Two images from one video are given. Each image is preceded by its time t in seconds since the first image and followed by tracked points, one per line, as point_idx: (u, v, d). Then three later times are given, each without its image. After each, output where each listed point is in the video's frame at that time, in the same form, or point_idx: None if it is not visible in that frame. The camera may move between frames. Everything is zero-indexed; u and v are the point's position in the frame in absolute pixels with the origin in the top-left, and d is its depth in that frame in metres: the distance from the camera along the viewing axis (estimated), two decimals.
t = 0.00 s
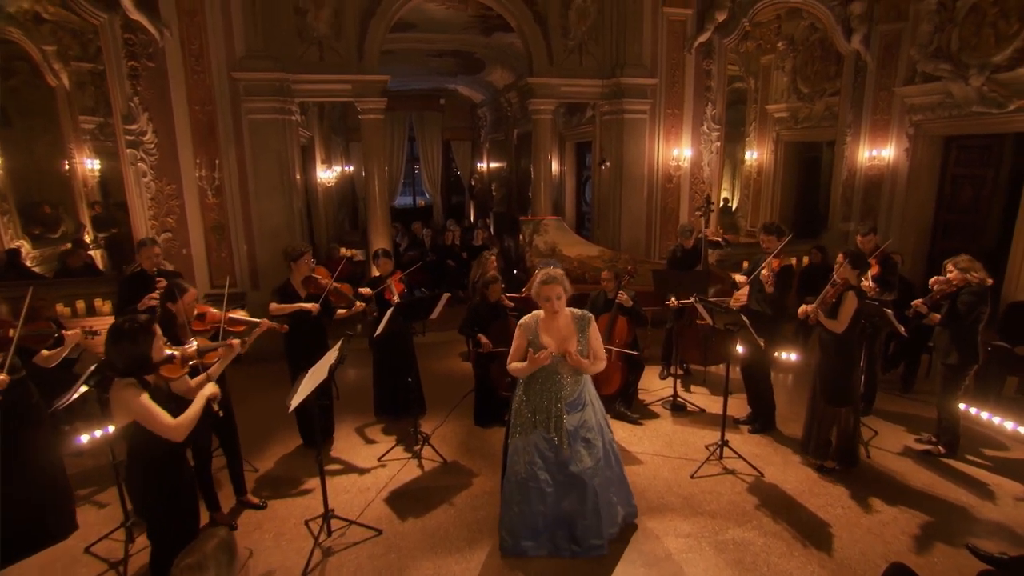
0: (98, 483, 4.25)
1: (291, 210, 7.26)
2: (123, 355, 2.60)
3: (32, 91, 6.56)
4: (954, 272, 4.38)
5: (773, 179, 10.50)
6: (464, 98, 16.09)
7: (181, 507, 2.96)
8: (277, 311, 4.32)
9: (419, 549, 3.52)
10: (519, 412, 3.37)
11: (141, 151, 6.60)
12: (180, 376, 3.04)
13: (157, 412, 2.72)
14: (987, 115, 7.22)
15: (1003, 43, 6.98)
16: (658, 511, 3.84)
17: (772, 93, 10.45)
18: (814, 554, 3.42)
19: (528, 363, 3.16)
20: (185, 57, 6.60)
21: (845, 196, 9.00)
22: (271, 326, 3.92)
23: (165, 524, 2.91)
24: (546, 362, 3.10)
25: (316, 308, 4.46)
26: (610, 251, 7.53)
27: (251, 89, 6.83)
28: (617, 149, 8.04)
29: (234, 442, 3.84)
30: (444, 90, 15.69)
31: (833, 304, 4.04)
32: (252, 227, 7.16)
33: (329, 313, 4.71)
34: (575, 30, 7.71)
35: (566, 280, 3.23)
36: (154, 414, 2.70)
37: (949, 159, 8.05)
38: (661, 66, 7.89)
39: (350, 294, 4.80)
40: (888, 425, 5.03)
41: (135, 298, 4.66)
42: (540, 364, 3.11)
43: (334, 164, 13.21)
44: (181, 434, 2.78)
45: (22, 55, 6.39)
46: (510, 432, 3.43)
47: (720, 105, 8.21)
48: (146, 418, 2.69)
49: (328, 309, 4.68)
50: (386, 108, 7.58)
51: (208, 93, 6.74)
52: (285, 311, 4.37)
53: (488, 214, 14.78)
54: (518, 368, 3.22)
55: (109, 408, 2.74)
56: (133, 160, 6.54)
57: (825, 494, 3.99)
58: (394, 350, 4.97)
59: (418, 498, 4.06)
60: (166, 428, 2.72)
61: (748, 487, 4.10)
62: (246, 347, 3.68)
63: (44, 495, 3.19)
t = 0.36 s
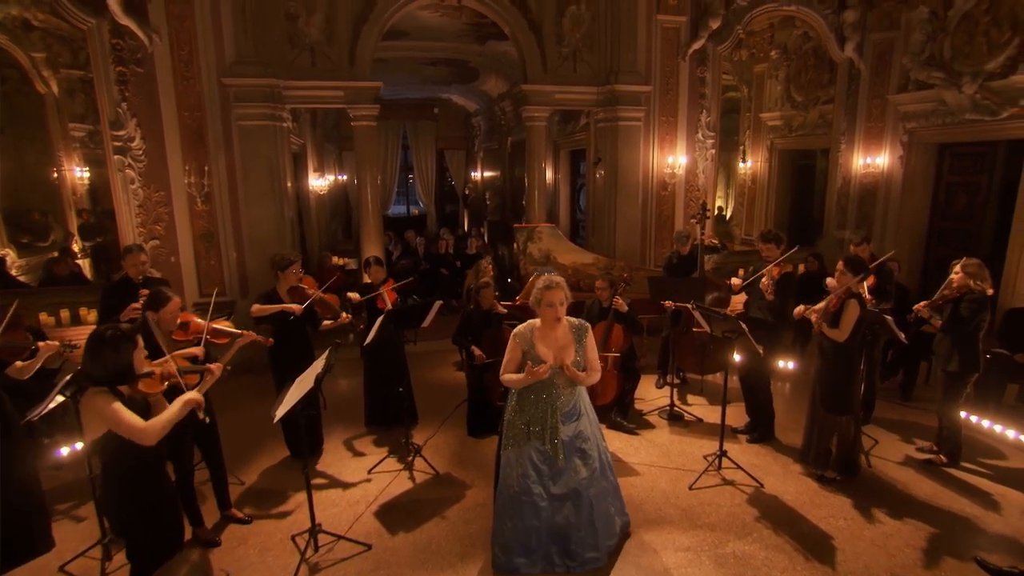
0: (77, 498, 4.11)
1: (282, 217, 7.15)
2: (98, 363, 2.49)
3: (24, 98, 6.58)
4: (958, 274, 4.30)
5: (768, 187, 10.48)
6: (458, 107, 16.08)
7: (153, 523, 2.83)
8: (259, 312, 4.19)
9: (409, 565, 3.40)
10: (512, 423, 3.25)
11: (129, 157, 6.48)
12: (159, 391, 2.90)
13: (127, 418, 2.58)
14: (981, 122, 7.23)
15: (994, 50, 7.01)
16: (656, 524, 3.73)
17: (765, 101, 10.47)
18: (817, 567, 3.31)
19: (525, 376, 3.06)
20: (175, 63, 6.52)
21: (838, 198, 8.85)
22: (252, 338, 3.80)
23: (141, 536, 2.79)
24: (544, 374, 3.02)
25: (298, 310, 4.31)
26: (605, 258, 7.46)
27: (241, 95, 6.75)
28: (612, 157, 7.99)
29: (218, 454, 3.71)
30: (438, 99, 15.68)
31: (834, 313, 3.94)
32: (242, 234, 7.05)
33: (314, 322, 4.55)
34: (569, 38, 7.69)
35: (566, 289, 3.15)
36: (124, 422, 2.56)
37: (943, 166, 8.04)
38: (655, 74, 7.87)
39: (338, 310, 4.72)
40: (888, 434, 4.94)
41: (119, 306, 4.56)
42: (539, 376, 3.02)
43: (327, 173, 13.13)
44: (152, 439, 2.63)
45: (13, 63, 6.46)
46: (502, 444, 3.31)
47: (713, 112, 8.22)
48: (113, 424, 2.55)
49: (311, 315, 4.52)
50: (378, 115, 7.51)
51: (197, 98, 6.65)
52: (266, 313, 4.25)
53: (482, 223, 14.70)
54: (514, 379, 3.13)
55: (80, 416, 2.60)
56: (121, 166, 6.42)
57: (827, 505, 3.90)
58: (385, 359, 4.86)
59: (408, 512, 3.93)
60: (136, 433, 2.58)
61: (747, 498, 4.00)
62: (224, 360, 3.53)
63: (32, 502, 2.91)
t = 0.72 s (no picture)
0: (54, 514, 3.95)
1: (272, 224, 7.03)
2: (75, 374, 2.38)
3: None
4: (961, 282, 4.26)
5: (763, 196, 10.45)
6: (452, 117, 16.04)
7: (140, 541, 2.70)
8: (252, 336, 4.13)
9: None
10: (507, 436, 3.13)
11: (116, 163, 6.35)
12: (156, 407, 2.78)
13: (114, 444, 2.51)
14: (975, 129, 7.23)
15: (987, 58, 7.03)
16: (655, 539, 3.62)
17: (759, 110, 10.47)
18: None
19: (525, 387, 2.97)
20: (164, 68, 6.42)
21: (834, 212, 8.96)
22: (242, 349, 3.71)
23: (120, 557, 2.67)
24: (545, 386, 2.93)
25: (291, 335, 4.24)
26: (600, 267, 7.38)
27: (231, 101, 6.65)
28: (606, 165, 7.93)
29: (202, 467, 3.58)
30: (432, 108, 15.65)
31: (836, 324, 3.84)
32: (231, 242, 6.93)
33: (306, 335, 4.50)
34: (563, 45, 7.65)
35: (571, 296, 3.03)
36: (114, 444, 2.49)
37: (938, 174, 8.03)
38: (650, 82, 7.84)
39: (329, 318, 4.62)
40: (890, 443, 4.86)
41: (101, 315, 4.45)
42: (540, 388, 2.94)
43: (320, 182, 13.03)
44: (120, 482, 2.54)
45: None
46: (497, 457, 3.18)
47: (708, 120, 8.19)
48: (99, 443, 2.46)
49: (304, 330, 4.45)
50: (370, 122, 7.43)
51: (187, 104, 6.56)
52: (258, 336, 4.18)
53: (476, 232, 14.61)
54: (511, 388, 3.02)
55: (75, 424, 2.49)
56: (107, 173, 6.28)
57: (829, 518, 3.80)
58: (376, 369, 4.75)
59: (400, 527, 3.80)
60: (114, 467, 2.50)
61: (748, 511, 3.89)
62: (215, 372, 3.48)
63: None
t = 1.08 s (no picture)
0: (30, 530, 3.80)
1: (262, 231, 6.92)
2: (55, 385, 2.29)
3: None
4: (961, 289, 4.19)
5: (757, 204, 10.41)
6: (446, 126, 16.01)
7: (140, 535, 2.70)
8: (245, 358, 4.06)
9: None
10: (510, 446, 2.99)
11: (103, 169, 6.23)
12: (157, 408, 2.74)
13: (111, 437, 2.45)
14: (970, 136, 7.23)
15: (981, 66, 7.05)
16: (654, 553, 3.51)
17: (754, 118, 10.46)
18: None
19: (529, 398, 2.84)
20: (153, 73, 6.33)
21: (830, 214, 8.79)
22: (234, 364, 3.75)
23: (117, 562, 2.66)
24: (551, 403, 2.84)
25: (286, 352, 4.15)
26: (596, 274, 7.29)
27: (221, 107, 6.54)
28: (602, 172, 7.87)
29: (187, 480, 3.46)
30: (426, 117, 15.62)
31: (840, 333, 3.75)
32: (221, 249, 6.80)
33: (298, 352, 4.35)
34: (557, 51, 7.60)
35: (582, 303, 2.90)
36: (109, 440, 2.43)
37: (933, 181, 8.02)
38: (645, 88, 7.81)
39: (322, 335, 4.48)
40: (892, 452, 4.77)
41: (84, 322, 4.30)
42: (545, 404, 2.83)
43: (311, 190, 12.91)
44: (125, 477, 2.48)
45: None
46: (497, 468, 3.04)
47: (704, 127, 8.16)
48: (94, 441, 2.42)
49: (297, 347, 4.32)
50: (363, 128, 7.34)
51: (176, 109, 6.44)
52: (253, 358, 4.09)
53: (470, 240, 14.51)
54: (512, 397, 2.89)
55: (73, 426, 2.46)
56: (93, 179, 6.17)
57: (833, 530, 3.71)
58: (368, 379, 4.64)
59: (391, 542, 3.67)
60: (111, 460, 2.43)
61: (750, 523, 3.79)
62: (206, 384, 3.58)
63: None
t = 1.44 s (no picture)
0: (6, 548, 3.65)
1: (253, 238, 6.80)
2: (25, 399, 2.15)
3: None
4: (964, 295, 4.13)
5: (753, 211, 10.37)
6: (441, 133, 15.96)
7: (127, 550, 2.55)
8: (230, 346, 3.86)
9: None
10: (514, 460, 2.86)
11: (90, 174, 6.10)
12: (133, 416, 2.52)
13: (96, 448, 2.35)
14: (966, 143, 7.22)
15: (975, 73, 7.05)
16: (656, 568, 3.40)
17: (749, 125, 10.44)
18: None
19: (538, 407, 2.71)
20: (142, 77, 6.22)
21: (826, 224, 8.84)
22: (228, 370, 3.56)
23: None
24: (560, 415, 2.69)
25: (275, 344, 4.03)
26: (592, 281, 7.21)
27: (212, 112, 6.44)
28: (598, 179, 7.80)
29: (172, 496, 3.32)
30: (420, 125, 15.58)
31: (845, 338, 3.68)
32: (211, 256, 6.68)
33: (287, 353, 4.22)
34: (553, 57, 7.55)
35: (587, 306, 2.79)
36: (94, 452, 2.33)
37: (929, 187, 8.01)
38: (640, 95, 7.78)
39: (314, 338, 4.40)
40: (895, 462, 4.69)
41: (64, 329, 4.21)
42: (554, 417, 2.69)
43: (304, 197, 12.79)
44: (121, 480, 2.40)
45: None
46: (499, 485, 2.88)
47: (700, 134, 8.13)
48: (76, 454, 2.30)
49: (287, 350, 4.19)
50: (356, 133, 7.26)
51: (165, 114, 6.34)
52: (238, 348, 3.92)
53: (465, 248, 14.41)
54: (517, 408, 2.74)
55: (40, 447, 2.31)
56: (80, 185, 6.03)
57: (839, 543, 3.61)
58: (360, 389, 4.52)
59: (384, 557, 3.55)
60: (105, 470, 2.35)
61: (753, 536, 3.69)
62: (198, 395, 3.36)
63: None
